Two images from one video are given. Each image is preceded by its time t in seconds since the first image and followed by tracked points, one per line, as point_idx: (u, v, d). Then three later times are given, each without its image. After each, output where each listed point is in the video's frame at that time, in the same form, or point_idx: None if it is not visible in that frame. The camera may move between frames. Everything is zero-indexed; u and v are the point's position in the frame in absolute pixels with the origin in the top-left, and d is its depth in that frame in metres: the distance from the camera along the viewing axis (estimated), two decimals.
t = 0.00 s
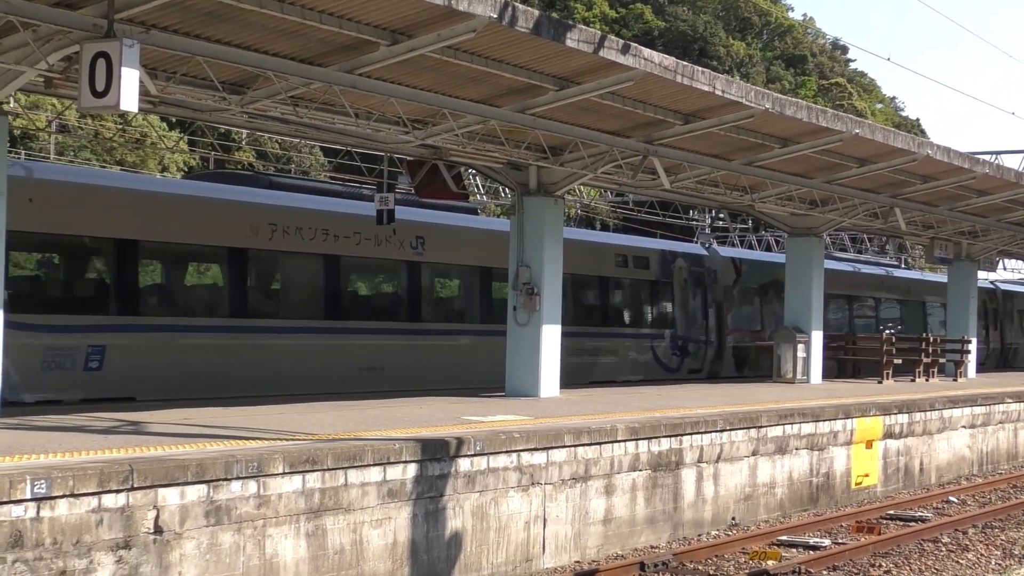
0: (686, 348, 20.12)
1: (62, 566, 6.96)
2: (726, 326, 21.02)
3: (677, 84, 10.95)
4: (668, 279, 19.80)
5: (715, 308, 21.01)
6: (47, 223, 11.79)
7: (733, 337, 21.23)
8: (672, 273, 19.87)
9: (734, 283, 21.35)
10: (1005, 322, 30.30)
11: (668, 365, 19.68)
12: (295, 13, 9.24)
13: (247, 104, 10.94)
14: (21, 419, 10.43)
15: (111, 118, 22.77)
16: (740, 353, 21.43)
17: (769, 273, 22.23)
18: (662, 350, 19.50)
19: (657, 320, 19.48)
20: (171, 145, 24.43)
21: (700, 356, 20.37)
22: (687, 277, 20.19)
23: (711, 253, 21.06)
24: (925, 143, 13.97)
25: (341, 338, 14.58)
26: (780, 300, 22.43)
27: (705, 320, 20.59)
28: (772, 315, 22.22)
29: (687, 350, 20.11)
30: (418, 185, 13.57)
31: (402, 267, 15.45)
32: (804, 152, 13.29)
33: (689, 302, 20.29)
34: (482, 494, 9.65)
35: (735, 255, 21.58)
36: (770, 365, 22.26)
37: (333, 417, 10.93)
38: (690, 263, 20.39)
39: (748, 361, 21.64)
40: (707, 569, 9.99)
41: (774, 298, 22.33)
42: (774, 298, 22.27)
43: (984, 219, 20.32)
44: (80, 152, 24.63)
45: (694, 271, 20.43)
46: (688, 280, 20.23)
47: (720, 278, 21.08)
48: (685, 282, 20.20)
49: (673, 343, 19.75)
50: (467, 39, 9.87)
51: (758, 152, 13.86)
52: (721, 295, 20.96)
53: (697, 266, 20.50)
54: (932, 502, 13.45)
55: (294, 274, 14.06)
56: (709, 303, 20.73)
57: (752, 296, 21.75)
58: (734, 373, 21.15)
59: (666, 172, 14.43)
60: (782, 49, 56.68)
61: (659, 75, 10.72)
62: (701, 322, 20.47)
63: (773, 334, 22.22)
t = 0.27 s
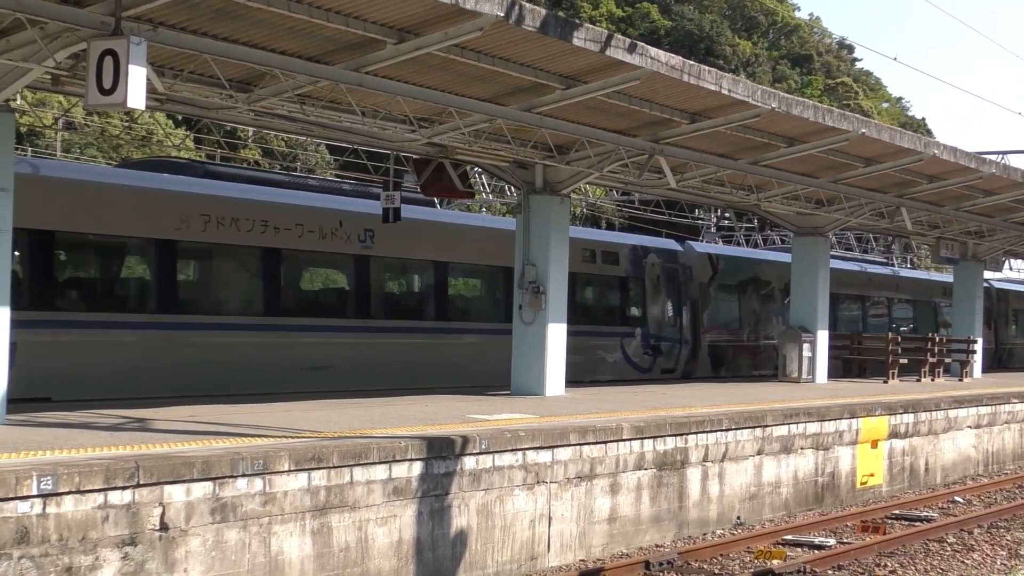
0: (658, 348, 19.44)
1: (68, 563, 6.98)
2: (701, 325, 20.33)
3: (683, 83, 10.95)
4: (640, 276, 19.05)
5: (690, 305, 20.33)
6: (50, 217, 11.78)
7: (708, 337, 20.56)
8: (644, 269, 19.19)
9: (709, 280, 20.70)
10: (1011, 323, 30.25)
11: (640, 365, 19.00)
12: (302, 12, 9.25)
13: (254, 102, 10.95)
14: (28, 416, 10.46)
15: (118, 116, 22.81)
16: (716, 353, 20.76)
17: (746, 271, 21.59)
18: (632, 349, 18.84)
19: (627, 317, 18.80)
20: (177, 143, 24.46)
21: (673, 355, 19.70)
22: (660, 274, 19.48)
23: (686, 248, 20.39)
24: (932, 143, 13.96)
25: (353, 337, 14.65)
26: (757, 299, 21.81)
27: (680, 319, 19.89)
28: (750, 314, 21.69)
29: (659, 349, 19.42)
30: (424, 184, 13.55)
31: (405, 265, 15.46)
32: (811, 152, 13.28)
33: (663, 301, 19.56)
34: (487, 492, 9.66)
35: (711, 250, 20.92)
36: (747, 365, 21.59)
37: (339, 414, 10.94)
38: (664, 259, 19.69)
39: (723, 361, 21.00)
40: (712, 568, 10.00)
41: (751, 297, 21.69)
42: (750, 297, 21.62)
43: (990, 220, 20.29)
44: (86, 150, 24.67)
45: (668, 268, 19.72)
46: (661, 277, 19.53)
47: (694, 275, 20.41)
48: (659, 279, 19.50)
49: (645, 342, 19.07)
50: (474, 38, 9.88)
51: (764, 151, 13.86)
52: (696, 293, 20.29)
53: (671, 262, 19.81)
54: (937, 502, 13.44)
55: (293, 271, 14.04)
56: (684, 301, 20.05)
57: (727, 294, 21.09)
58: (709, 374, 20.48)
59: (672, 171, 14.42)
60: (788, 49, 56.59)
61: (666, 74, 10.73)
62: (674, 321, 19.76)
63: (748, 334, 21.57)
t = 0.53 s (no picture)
0: (627, 346, 18.65)
1: (73, 560, 6.98)
2: (673, 323, 19.56)
3: (690, 81, 10.94)
4: (607, 273, 18.31)
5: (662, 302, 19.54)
6: (57, 215, 11.81)
7: (681, 335, 19.78)
8: (612, 265, 18.41)
9: (683, 275, 19.93)
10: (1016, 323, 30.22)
11: (607, 365, 18.23)
12: (309, 9, 9.24)
13: (260, 99, 10.96)
14: (34, 413, 10.47)
15: (123, 113, 22.83)
16: (690, 352, 20.00)
17: (722, 267, 20.83)
18: (598, 347, 18.06)
19: (593, 314, 18.02)
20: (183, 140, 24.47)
21: (643, 354, 18.91)
22: (629, 269, 18.68)
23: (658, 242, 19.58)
24: (938, 142, 13.95)
25: (358, 336, 14.68)
26: (734, 296, 21.04)
27: (650, 316, 19.09)
28: (726, 311, 20.86)
29: (629, 348, 18.65)
30: (430, 181, 13.55)
31: (411, 263, 15.49)
32: (817, 150, 13.27)
33: (632, 298, 18.80)
34: (493, 491, 9.66)
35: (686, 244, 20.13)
36: (723, 365, 20.82)
37: (345, 413, 10.94)
38: (634, 253, 18.89)
39: (697, 360, 20.23)
40: (717, 567, 10.01)
41: (727, 294, 20.93)
42: (726, 294, 20.86)
43: (995, 218, 20.27)
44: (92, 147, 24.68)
45: (639, 263, 18.92)
46: (631, 273, 18.74)
47: (667, 270, 19.61)
48: (629, 274, 18.72)
49: (612, 341, 18.30)
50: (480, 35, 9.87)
51: (771, 149, 13.83)
52: (669, 290, 19.51)
53: (642, 257, 19.02)
54: (943, 501, 13.44)
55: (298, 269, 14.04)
56: (656, 297, 19.26)
57: (702, 290, 20.33)
58: (682, 373, 19.69)
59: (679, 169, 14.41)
60: (794, 47, 56.51)
61: (673, 72, 10.72)
62: (645, 318, 18.96)
63: (724, 332, 20.79)
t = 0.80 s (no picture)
0: (593, 344, 18.04)
1: (80, 558, 6.99)
2: (644, 320, 18.94)
3: (695, 79, 10.94)
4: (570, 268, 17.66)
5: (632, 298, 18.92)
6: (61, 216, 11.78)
7: (651, 332, 19.17)
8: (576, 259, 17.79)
9: (654, 270, 19.29)
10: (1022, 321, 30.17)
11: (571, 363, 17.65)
12: (314, 8, 9.25)
13: (265, 98, 10.96)
14: (42, 411, 10.50)
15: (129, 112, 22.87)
16: (660, 349, 19.36)
17: (696, 262, 20.21)
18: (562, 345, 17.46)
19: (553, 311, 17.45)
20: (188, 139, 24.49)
21: (611, 352, 18.31)
22: (595, 264, 18.04)
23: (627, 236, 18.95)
24: (943, 139, 13.93)
25: (364, 333, 14.70)
26: (708, 292, 20.42)
27: (618, 312, 18.45)
28: (699, 308, 20.19)
29: (595, 346, 18.04)
30: (435, 179, 13.55)
31: (416, 262, 15.50)
32: (822, 148, 13.26)
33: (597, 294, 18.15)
34: (499, 489, 9.67)
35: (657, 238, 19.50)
36: (696, 364, 20.20)
37: (351, 411, 10.95)
38: (600, 247, 18.27)
39: (669, 359, 19.60)
40: (723, 564, 10.02)
41: (702, 290, 20.28)
42: (700, 290, 20.22)
43: (1001, 216, 20.23)
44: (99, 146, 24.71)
45: (606, 258, 18.28)
46: (596, 268, 18.11)
47: (637, 265, 18.97)
48: (594, 269, 18.10)
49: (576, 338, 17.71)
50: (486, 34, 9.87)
51: (776, 147, 13.82)
52: (638, 286, 18.88)
53: (609, 252, 18.40)
54: (949, 499, 13.43)
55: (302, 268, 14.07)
56: (624, 293, 18.64)
57: (674, 286, 19.69)
58: (651, 372, 19.06)
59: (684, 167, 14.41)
60: (800, 45, 56.44)
61: (678, 70, 10.72)
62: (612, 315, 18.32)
63: (698, 329, 20.17)
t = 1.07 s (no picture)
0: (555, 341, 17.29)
1: (88, 557, 7.00)
2: (610, 315, 18.06)
3: (701, 76, 10.93)
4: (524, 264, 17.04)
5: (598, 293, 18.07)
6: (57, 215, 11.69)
7: (619, 328, 18.30)
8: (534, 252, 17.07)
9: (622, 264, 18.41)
10: None
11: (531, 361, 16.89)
12: (320, 6, 9.24)
13: (272, 96, 10.96)
14: (50, 411, 10.51)
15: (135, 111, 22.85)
16: (628, 347, 18.50)
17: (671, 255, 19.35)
18: (520, 341, 16.75)
19: (510, 307, 16.73)
20: (195, 137, 24.49)
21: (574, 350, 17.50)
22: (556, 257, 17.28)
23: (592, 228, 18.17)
24: (951, 135, 13.91)
25: (372, 332, 14.73)
26: (682, 287, 19.54)
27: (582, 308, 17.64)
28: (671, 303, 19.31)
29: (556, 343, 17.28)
30: (443, 177, 13.56)
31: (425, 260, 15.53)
32: (830, 144, 13.25)
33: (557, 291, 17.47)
34: (507, 487, 9.66)
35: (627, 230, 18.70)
36: (669, 362, 19.27)
37: (359, 409, 10.95)
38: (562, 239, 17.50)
39: (639, 356, 18.72)
40: (732, 561, 10.01)
41: (675, 284, 19.41)
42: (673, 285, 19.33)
43: (1009, 212, 20.19)
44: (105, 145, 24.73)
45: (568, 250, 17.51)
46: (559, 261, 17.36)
47: (603, 258, 18.11)
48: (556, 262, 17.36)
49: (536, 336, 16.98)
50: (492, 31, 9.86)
51: (783, 143, 13.81)
52: (605, 280, 18.01)
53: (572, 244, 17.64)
54: (958, 495, 13.41)
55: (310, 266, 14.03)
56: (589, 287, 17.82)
57: (645, 281, 18.81)
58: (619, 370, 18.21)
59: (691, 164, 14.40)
60: (806, 41, 56.32)
61: (684, 67, 10.71)
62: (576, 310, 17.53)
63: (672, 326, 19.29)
